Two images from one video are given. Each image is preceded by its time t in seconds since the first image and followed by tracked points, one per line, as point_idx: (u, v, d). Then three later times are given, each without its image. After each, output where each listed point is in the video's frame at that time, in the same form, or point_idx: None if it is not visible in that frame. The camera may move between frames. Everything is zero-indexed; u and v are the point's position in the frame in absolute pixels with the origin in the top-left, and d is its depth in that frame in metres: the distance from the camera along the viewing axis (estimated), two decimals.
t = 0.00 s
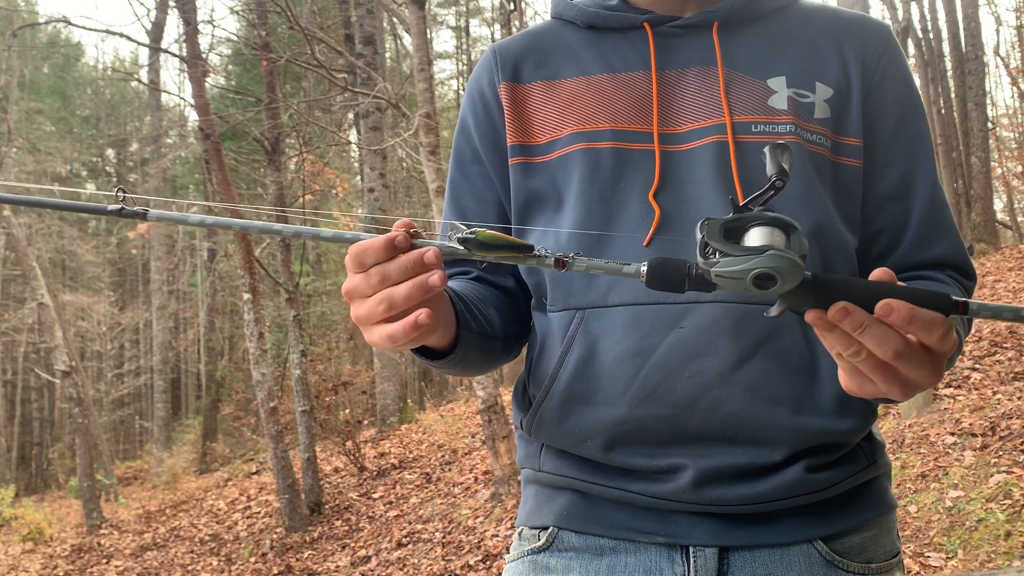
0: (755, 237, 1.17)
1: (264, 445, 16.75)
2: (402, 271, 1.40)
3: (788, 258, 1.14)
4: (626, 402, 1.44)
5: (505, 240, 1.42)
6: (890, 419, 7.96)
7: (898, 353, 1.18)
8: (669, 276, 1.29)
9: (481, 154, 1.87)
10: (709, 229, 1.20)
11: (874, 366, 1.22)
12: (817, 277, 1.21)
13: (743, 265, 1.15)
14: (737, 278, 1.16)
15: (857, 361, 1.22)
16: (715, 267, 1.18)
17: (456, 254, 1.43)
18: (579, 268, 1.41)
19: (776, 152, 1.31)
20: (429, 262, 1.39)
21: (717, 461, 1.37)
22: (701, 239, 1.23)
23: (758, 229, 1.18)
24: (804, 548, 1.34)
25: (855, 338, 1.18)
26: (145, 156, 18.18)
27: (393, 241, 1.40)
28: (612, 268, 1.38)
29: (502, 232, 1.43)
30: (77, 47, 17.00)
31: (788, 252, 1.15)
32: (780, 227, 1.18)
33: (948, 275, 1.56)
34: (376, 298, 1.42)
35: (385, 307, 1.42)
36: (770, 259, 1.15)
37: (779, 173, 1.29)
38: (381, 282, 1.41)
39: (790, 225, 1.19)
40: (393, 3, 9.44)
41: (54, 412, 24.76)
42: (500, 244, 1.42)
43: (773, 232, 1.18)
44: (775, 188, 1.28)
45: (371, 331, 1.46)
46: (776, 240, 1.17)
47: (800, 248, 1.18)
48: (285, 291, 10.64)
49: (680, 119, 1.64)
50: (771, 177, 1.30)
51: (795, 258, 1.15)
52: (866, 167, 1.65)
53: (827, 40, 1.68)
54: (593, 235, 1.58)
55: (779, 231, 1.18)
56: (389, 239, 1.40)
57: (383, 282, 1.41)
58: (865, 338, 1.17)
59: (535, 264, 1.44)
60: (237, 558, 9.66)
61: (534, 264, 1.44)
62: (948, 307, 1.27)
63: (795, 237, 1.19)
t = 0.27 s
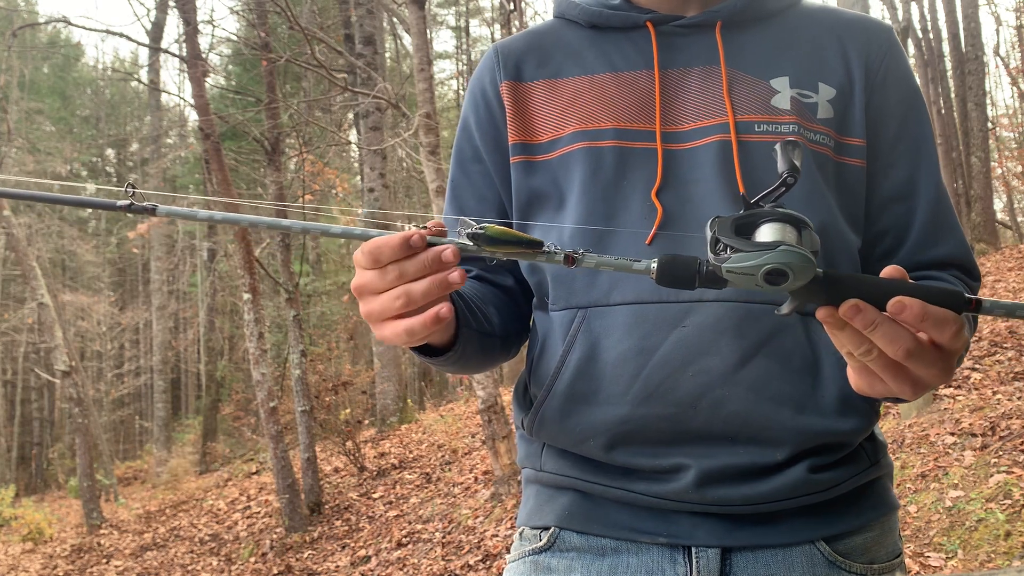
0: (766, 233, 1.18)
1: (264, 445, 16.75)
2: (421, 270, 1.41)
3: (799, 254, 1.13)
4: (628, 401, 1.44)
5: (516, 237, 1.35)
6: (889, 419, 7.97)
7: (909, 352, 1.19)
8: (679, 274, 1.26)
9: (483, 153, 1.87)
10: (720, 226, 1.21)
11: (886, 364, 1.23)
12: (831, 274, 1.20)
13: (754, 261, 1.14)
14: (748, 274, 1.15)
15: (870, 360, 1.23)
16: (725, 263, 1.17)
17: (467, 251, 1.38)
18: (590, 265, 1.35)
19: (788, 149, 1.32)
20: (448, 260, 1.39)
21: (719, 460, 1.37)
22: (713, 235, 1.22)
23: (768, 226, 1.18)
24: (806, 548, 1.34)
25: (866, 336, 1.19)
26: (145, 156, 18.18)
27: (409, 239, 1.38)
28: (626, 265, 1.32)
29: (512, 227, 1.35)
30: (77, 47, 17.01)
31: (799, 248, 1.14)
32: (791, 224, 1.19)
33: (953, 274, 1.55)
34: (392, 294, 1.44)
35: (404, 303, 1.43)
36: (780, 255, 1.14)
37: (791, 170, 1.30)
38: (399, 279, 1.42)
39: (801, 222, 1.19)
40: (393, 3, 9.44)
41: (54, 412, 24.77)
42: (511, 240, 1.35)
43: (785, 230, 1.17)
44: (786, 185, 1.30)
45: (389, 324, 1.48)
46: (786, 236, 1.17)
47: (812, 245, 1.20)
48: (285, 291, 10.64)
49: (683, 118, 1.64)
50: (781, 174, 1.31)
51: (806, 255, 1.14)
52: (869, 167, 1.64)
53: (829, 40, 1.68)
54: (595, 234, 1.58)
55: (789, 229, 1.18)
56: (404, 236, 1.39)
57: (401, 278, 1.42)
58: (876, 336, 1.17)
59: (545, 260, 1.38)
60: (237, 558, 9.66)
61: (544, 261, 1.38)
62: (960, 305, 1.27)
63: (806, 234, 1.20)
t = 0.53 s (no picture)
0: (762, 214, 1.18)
1: (264, 445, 16.76)
2: (425, 254, 1.41)
3: (799, 231, 1.14)
4: (630, 402, 1.44)
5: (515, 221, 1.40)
6: (889, 419, 7.97)
7: (906, 340, 1.19)
8: (680, 262, 1.28)
9: (484, 154, 1.87)
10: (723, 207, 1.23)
11: (885, 358, 1.22)
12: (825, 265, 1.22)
13: (754, 233, 1.15)
14: (747, 249, 1.16)
15: (869, 356, 1.21)
16: (726, 240, 1.19)
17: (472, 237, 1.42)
18: (588, 253, 1.39)
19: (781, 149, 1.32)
20: (451, 244, 1.40)
21: (721, 460, 1.37)
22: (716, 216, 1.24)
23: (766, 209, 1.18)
24: (809, 549, 1.34)
25: (863, 328, 1.18)
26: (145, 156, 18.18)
27: (412, 224, 1.40)
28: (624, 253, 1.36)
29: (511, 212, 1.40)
30: (77, 47, 17.01)
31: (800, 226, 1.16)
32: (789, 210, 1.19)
33: (954, 274, 1.54)
34: (397, 280, 1.43)
35: (407, 288, 1.43)
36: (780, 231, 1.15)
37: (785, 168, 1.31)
38: (403, 264, 1.42)
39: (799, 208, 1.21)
40: (393, 3, 9.44)
41: (54, 412, 24.78)
42: (510, 223, 1.39)
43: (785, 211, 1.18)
44: (781, 183, 1.30)
45: (392, 311, 1.47)
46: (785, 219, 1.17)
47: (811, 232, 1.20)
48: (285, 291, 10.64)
49: (684, 119, 1.64)
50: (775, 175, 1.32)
51: (808, 231, 1.14)
52: (871, 167, 1.64)
53: (831, 39, 1.68)
54: (596, 234, 1.59)
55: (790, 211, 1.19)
56: (408, 221, 1.41)
57: (404, 262, 1.42)
58: (872, 325, 1.17)
59: (544, 247, 1.43)
60: (237, 558, 9.66)
61: (543, 247, 1.43)
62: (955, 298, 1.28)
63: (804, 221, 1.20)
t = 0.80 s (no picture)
0: (767, 209, 1.19)
1: (264, 445, 16.77)
2: (429, 254, 1.41)
3: (800, 229, 1.16)
4: (631, 403, 1.44)
5: (519, 220, 1.42)
6: (889, 420, 7.97)
7: (899, 332, 1.19)
8: (682, 259, 1.29)
9: (484, 155, 1.87)
10: (726, 206, 1.26)
11: (882, 349, 1.22)
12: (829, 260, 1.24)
13: (755, 232, 1.18)
14: (749, 247, 1.19)
15: (866, 348, 1.22)
16: (727, 238, 1.22)
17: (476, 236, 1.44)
18: (591, 250, 1.40)
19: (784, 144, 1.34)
20: (454, 244, 1.40)
21: (722, 461, 1.37)
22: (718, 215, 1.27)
23: (770, 204, 1.19)
24: (810, 549, 1.34)
25: (858, 321, 1.19)
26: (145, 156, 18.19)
27: (415, 225, 1.40)
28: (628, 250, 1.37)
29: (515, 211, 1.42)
30: (77, 47, 17.00)
31: (800, 224, 1.17)
32: (792, 204, 1.19)
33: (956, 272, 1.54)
34: (401, 280, 1.43)
35: (412, 287, 1.42)
36: (779, 228, 1.17)
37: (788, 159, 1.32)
38: (407, 264, 1.42)
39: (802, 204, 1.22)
40: (393, 3, 9.43)
41: (54, 412, 24.79)
42: (513, 222, 1.41)
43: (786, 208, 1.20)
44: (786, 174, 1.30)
45: (396, 310, 1.46)
46: (788, 213, 1.18)
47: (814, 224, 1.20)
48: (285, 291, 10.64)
49: (685, 119, 1.64)
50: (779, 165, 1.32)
51: (809, 229, 1.16)
52: (871, 166, 1.64)
53: (831, 38, 1.68)
54: (597, 235, 1.59)
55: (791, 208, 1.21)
56: (410, 221, 1.41)
57: (408, 263, 1.42)
58: (866, 318, 1.17)
59: (547, 246, 1.44)
60: (237, 558, 9.66)
61: (546, 246, 1.44)
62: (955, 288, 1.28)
63: (807, 214, 1.20)
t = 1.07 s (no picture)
0: (767, 230, 1.15)
1: (264, 445, 16.77)
2: (426, 267, 1.41)
3: (800, 251, 1.12)
4: (632, 404, 1.44)
5: (513, 236, 1.37)
6: (889, 420, 7.97)
7: (896, 340, 1.20)
8: (680, 270, 1.26)
9: (483, 156, 1.88)
10: (721, 223, 1.21)
11: (881, 355, 1.23)
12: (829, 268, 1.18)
13: (755, 258, 1.13)
14: (747, 272, 1.14)
15: (866, 353, 1.23)
16: (726, 261, 1.17)
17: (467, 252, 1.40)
18: (589, 263, 1.38)
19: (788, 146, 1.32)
20: (451, 256, 1.39)
21: (723, 462, 1.37)
22: (714, 231, 1.22)
23: (769, 222, 1.16)
24: (812, 549, 1.34)
25: (856, 330, 1.19)
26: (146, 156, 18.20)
27: (409, 239, 1.39)
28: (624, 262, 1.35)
29: (510, 224, 1.37)
30: (77, 47, 17.01)
31: (800, 244, 1.13)
32: (792, 220, 1.16)
33: (954, 271, 1.54)
34: (399, 292, 1.44)
35: (410, 299, 1.43)
36: (780, 253, 1.12)
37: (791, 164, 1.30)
38: (404, 278, 1.43)
39: (802, 218, 1.16)
40: (392, 3, 9.44)
41: (54, 412, 24.80)
42: (509, 239, 1.37)
43: (787, 225, 1.15)
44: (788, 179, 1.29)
45: (395, 319, 1.47)
46: (788, 232, 1.14)
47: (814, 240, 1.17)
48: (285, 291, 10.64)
49: (684, 119, 1.64)
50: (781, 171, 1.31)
51: (807, 252, 1.12)
52: (870, 165, 1.64)
53: (829, 36, 1.68)
54: (599, 236, 1.59)
55: (791, 224, 1.15)
56: (405, 235, 1.39)
57: (405, 276, 1.42)
58: (864, 328, 1.18)
59: (545, 259, 1.41)
60: (237, 558, 9.67)
61: (544, 259, 1.41)
62: (961, 299, 1.27)
63: (807, 231, 1.17)
